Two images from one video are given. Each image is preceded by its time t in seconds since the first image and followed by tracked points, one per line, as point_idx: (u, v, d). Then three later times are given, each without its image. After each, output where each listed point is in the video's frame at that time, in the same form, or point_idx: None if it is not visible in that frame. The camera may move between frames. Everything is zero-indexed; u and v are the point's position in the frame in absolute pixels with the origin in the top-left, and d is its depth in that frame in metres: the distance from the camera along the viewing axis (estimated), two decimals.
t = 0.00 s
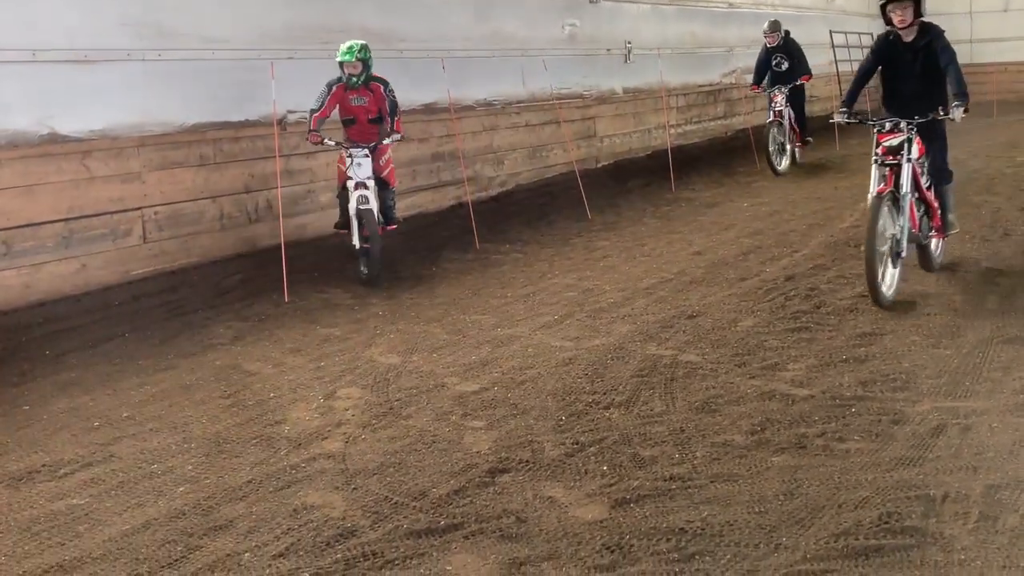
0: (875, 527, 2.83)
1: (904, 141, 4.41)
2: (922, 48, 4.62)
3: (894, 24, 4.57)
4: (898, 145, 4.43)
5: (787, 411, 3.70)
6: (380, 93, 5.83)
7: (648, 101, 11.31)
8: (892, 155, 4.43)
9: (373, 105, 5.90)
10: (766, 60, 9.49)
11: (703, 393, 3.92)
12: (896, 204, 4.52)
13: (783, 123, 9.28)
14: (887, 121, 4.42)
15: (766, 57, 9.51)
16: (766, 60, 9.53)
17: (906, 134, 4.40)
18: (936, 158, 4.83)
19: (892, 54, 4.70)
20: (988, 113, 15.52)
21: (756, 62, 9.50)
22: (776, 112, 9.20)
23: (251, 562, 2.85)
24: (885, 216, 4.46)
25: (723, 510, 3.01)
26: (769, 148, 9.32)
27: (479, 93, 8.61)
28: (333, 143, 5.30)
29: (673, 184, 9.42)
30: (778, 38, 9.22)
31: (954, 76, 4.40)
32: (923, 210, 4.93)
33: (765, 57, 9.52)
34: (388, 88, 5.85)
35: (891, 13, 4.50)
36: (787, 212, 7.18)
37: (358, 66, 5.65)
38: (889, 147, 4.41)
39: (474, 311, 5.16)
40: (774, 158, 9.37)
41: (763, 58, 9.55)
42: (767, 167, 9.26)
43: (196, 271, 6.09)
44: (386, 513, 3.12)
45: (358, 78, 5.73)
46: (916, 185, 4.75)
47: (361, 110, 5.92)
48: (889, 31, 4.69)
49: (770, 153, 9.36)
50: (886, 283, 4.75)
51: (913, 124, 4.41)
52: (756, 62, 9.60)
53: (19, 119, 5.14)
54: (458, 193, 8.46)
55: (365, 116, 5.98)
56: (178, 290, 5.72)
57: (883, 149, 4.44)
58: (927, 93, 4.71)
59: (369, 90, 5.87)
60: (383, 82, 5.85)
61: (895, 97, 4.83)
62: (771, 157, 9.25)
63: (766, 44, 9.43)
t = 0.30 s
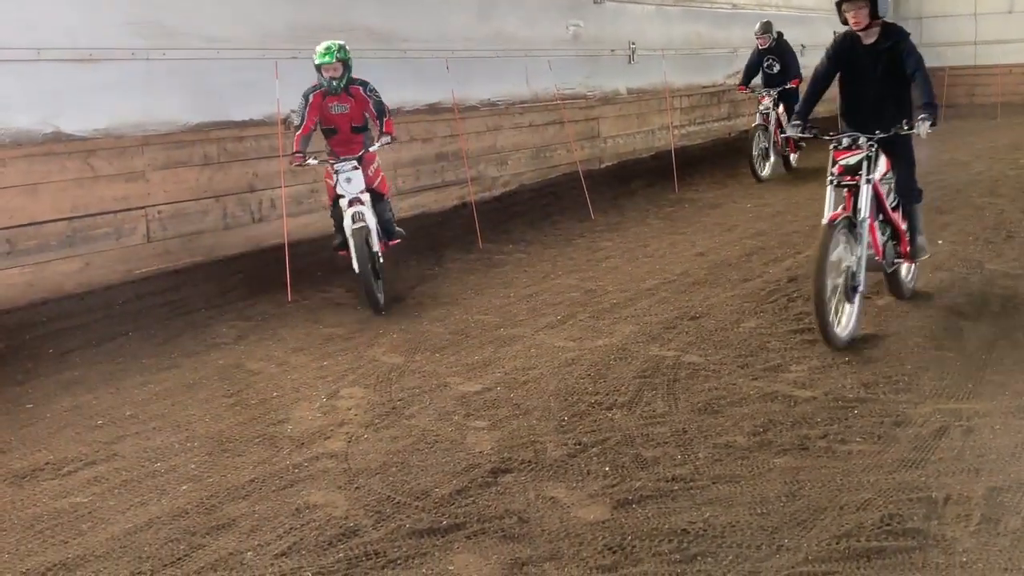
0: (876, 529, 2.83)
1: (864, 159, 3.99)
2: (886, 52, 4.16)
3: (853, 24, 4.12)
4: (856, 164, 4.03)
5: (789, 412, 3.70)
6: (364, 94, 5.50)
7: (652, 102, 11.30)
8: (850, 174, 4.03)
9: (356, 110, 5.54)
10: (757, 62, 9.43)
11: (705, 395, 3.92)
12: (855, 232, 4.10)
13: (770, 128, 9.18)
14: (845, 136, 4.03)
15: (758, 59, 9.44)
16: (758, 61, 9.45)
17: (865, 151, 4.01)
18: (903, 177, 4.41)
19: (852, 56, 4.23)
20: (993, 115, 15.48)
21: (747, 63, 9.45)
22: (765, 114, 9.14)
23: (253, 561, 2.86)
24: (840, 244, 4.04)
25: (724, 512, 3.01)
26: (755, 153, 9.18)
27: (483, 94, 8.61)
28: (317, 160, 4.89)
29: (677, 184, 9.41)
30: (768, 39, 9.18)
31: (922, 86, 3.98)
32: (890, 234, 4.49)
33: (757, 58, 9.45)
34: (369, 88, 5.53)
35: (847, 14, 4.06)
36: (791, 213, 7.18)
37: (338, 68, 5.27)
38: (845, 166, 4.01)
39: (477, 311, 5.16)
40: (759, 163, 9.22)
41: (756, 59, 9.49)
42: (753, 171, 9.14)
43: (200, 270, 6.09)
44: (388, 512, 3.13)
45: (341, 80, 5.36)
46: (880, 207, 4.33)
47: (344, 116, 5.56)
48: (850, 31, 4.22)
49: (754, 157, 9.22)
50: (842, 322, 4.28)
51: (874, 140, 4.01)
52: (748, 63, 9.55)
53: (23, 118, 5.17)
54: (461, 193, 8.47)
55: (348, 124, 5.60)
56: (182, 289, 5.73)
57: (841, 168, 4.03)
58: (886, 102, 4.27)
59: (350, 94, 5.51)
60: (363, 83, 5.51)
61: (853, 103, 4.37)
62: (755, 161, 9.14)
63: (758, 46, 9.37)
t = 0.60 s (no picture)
0: (885, 534, 2.83)
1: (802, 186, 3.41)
2: (833, 60, 3.47)
3: (794, 25, 3.44)
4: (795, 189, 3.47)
5: (798, 416, 3.70)
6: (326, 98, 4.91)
7: (660, 104, 11.30)
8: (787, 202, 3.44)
9: (319, 116, 4.96)
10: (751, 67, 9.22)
11: (713, 398, 3.92)
12: (788, 273, 3.53)
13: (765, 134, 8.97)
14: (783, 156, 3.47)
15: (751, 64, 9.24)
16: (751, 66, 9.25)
17: (806, 175, 3.45)
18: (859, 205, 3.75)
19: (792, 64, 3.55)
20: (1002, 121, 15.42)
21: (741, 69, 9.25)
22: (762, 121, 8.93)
23: (261, 559, 2.87)
24: (769, 284, 3.49)
25: (733, 515, 3.02)
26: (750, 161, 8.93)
27: (492, 95, 8.62)
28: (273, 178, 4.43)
29: (685, 187, 9.40)
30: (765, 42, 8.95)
31: (873, 100, 3.34)
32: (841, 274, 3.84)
33: (751, 63, 9.24)
34: (332, 91, 4.94)
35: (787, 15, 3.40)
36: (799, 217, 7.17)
37: (303, 67, 4.70)
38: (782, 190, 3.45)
39: (485, 313, 5.16)
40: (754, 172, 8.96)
41: (749, 64, 9.27)
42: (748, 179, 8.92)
43: (207, 269, 6.09)
44: (396, 512, 3.14)
45: (303, 82, 4.81)
46: (827, 242, 3.71)
47: (307, 123, 4.98)
48: (792, 34, 3.55)
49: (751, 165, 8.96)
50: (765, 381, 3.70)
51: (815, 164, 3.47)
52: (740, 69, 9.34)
53: (34, 116, 5.20)
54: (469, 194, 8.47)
55: (314, 132, 5.02)
56: (189, 288, 5.73)
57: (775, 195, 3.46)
58: (835, 121, 3.59)
59: (311, 98, 4.95)
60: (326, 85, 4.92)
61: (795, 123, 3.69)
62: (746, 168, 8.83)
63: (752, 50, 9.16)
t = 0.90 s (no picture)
0: (892, 539, 2.83)
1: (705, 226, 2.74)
2: (744, 72, 2.82)
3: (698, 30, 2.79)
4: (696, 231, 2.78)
5: (805, 420, 3.70)
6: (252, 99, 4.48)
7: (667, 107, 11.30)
8: (688, 247, 2.76)
9: (248, 119, 4.57)
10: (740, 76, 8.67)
11: (719, 400, 3.92)
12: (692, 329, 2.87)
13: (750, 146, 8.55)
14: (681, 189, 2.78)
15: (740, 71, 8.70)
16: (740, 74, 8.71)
17: (708, 213, 2.76)
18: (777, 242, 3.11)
19: (692, 77, 2.89)
20: (1009, 128, 15.42)
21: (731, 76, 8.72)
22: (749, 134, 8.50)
23: (266, 557, 2.87)
24: (669, 345, 2.82)
25: (738, 518, 3.02)
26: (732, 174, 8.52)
27: (499, 96, 8.63)
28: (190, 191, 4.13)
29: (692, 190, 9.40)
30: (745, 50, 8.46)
31: (792, 120, 2.74)
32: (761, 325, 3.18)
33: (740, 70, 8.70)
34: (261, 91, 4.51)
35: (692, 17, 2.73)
36: (805, 221, 7.17)
37: (226, 61, 4.36)
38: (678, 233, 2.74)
39: (491, 313, 5.17)
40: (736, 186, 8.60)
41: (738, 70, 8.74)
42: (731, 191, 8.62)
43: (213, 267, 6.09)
44: (402, 511, 3.14)
45: (227, 78, 4.42)
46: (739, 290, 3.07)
47: (233, 126, 4.59)
48: (691, 43, 2.89)
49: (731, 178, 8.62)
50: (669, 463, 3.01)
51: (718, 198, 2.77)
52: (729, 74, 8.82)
53: (42, 113, 5.21)
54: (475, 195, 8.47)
55: (243, 136, 4.62)
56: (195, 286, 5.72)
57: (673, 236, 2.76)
58: (751, 143, 2.95)
59: (238, 98, 4.53)
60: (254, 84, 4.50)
61: (703, 147, 3.03)
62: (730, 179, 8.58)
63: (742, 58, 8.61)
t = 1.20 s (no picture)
0: (888, 544, 2.84)
1: (506, 292, 2.28)
2: (560, 92, 2.38)
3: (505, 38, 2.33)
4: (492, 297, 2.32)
5: (801, 424, 3.72)
6: (127, 100, 3.99)
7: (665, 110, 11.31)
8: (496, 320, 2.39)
9: (124, 123, 4.07)
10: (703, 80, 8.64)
11: (716, 404, 3.93)
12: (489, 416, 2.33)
13: (709, 148, 8.28)
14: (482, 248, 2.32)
15: (705, 77, 8.68)
16: (704, 79, 8.68)
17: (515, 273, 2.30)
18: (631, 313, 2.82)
19: (501, 94, 2.43)
20: (1005, 135, 15.50)
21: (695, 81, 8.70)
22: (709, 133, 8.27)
23: (261, 558, 2.87)
24: (447, 433, 2.19)
25: (735, 521, 3.02)
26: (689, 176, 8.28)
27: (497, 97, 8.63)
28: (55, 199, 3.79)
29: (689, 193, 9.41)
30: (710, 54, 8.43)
31: (613, 148, 2.35)
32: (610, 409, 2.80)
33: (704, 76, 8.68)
34: (139, 91, 4.00)
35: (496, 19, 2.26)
36: (802, 225, 7.19)
37: (93, 58, 3.88)
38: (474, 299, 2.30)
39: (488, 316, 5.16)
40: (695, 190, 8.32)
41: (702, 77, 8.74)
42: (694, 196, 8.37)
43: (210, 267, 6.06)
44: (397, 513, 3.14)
45: (96, 77, 3.94)
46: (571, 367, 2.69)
47: (110, 129, 4.09)
48: (499, 55, 2.43)
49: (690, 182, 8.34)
50: None
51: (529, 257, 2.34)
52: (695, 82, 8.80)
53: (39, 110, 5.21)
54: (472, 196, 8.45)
55: (120, 141, 4.12)
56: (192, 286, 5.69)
57: (472, 306, 2.27)
58: (572, 178, 2.50)
59: (114, 99, 4.03)
60: (130, 82, 4.01)
61: (519, 179, 2.56)
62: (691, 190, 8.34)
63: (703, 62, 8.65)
